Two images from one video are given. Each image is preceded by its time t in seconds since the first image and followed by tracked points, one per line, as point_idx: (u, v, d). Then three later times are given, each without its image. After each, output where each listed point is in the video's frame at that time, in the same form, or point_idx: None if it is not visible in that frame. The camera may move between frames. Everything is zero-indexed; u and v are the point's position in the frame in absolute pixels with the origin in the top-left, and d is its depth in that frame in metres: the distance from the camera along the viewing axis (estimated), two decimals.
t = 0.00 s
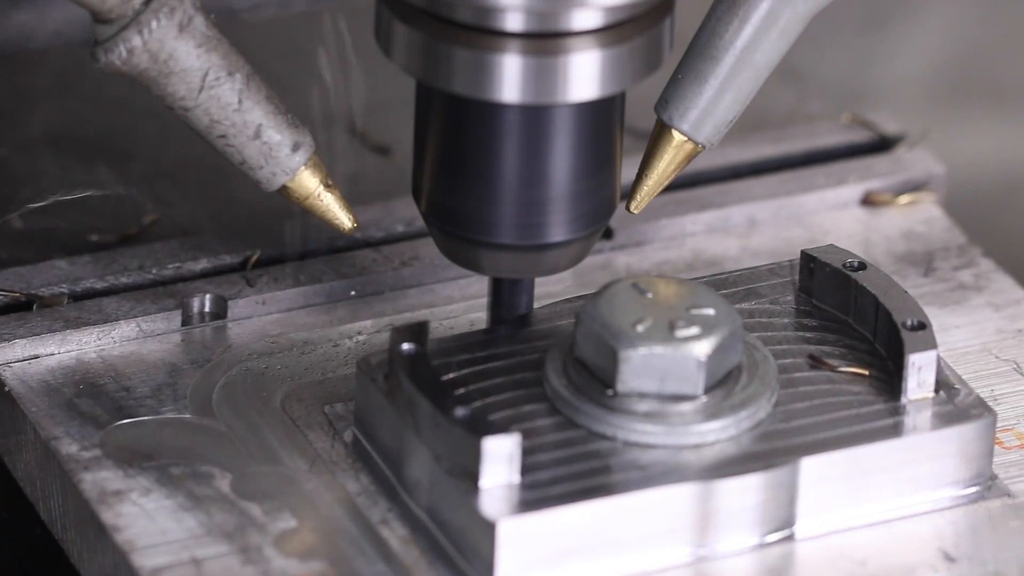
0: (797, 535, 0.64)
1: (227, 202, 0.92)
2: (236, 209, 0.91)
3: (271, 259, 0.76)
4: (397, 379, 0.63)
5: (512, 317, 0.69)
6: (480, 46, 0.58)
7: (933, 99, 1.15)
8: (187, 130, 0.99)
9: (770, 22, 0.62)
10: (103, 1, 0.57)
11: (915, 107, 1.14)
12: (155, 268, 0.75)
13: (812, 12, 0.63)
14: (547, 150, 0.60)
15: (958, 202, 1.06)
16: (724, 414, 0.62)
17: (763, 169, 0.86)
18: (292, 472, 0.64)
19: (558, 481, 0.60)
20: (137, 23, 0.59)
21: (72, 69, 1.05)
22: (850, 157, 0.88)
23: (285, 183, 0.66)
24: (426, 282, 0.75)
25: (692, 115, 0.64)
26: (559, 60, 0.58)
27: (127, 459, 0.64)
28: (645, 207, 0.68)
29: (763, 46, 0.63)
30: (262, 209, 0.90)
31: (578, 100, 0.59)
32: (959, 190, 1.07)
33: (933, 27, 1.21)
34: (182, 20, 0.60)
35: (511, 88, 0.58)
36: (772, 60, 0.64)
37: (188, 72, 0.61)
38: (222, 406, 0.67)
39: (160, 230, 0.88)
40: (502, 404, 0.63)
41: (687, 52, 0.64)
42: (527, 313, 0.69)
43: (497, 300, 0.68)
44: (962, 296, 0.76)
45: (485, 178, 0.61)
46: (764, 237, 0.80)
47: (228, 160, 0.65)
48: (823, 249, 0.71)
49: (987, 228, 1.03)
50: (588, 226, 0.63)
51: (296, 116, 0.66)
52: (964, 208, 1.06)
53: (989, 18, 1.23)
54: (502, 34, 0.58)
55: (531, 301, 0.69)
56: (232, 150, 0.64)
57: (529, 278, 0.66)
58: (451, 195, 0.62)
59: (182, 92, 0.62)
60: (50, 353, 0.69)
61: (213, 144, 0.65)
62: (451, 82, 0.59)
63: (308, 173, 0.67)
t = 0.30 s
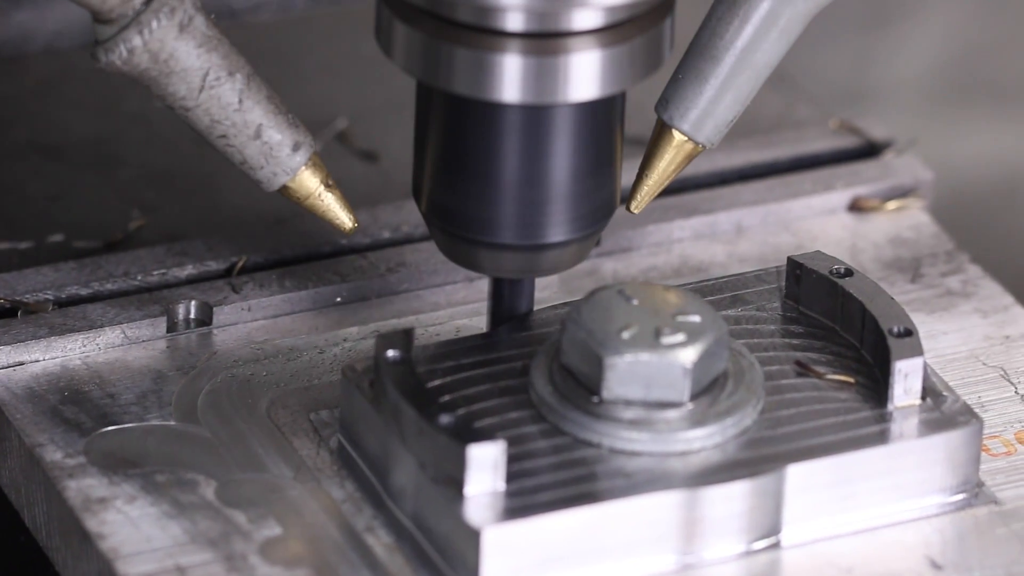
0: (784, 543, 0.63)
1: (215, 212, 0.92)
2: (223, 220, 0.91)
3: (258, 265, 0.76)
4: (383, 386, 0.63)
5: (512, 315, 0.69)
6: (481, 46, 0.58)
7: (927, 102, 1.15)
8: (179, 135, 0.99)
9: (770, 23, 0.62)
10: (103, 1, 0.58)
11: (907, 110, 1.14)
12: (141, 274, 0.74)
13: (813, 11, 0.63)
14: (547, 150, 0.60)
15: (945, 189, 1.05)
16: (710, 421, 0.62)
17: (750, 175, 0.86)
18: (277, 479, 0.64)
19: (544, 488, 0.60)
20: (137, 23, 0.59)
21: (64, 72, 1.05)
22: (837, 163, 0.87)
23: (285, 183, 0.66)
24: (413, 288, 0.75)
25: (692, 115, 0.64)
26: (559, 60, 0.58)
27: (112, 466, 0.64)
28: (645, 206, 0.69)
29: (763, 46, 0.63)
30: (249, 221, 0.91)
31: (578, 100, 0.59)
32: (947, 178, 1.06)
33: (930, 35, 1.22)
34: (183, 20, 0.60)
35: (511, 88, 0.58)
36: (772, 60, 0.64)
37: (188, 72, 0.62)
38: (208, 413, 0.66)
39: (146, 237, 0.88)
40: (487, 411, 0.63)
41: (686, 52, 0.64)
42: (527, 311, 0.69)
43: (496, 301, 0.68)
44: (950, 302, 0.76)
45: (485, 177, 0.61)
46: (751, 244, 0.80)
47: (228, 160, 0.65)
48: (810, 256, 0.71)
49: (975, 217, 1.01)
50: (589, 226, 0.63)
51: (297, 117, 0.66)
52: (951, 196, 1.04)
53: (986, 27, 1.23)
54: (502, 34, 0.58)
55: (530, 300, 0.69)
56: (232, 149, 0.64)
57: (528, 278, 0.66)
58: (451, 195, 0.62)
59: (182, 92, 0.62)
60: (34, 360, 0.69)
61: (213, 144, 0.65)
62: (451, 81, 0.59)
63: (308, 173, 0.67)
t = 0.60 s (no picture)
0: (776, 549, 0.63)
1: (206, 212, 0.91)
2: (215, 221, 0.91)
3: (250, 270, 0.76)
4: (375, 393, 0.63)
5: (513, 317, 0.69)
6: (481, 46, 0.58)
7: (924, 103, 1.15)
8: (175, 139, 0.99)
9: (770, 23, 0.62)
10: (104, 1, 0.57)
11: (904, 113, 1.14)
12: (133, 279, 0.74)
13: (812, 14, 0.63)
14: (547, 150, 0.61)
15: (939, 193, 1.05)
16: (702, 427, 0.62)
17: (743, 179, 0.86)
18: (269, 484, 0.63)
19: (535, 495, 0.60)
20: (137, 23, 0.59)
21: (61, 79, 1.06)
22: (830, 168, 0.87)
23: (285, 183, 0.66)
24: (405, 293, 0.75)
25: (692, 114, 0.64)
26: (561, 60, 0.58)
27: (103, 472, 0.63)
28: (646, 206, 0.69)
29: (763, 46, 0.63)
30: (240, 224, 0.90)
31: (579, 100, 0.59)
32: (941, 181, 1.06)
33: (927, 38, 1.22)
34: (183, 21, 0.60)
35: (512, 88, 0.58)
36: (772, 60, 0.64)
37: (188, 72, 0.61)
38: (199, 418, 0.66)
39: (137, 241, 0.88)
40: (477, 417, 0.63)
41: (687, 52, 0.64)
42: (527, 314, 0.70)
43: (498, 300, 0.69)
44: (943, 307, 0.76)
45: (486, 178, 0.61)
46: (744, 249, 0.80)
47: (228, 160, 0.65)
48: (803, 261, 0.70)
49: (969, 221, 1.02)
50: (590, 225, 0.63)
51: (297, 117, 0.66)
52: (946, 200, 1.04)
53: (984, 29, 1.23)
54: (502, 34, 0.58)
55: (531, 302, 0.69)
56: (232, 150, 0.64)
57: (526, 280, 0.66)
58: (451, 196, 0.62)
59: (182, 92, 0.62)
60: (26, 366, 0.69)
61: (214, 144, 0.65)
62: (450, 82, 0.59)
63: (309, 173, 0.67)
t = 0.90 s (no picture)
0: (757, 554, 0.63)
1: (192, 218, 0.91)
2: (197, 224, 0.91)
3: (232, 275, 0.76)
4: (355, 399, 0.63)
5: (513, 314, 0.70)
6: (481, 46, 0.59)
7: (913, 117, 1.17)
8: (165, 143, 0.99)
9: (771, 23, 0.62)
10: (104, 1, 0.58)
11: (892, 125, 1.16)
12: (114, 284, 0.74)
13: (814, 9, 0.63)
14: (547, 150, 0.61)
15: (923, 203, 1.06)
16: (683, 432, 0.62)
17: (726, 183, 0.86)
18: (249, 489, 0.63)
19: (515, 500, 0.60)
20: (138, 23, 0.59)
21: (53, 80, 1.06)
22: (813, 172, 0.87)
23: (285, 183, 0.66)
24: (386, 298, 0.75)
25: (692, 115, 0.64)
26: (564, 60, 0.59)
27: (82, 477, 0.63)
28: (647, 206, 0.68)
29: (765, 48, 0.63)
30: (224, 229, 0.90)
31: (581, 99, 0.60)
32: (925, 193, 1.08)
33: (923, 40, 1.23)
34: (184, 21, 0.61)
35: (512, 88, 0.59)
36: (772, 60, 0.63)
37: (188, 72, 0.62)
38: (179, 423, 0.66)
39: (120, 245, 0.87)
40: (458, 422, 0.63)
41: (682, 58, 0.64)
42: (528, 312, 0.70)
43: (497, 300, 0.69)
44: (925, 311, 0.76)
45: (486, 177, 0.62)
46: (726, 253, 0.80)
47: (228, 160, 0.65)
48: (785, 266, 0.70)
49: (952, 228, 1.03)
50: (591, 225, 0.64)
51: (297, 117, 0.66)
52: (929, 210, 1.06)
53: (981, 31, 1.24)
54: (502, 34, 0.59)
55: (532, 300, 0.70)
56: (231, 150, 0.64)
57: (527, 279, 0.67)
58: (452, 197, 0.63)
59: (183, 92, 0.62)
60: (6, 370, 0.69)
61: (213, 144, 0.65)
62: (451, 82, 0.60)
63: (309, 174, 0.66)
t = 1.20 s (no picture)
0: (737, 559, 0.63)
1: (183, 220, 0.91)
2: (179, 227, 0.91)
3: (213, 279, 0.76)
4: (335, 404, 0.63)
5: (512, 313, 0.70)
6: (481, 46, 0.58)
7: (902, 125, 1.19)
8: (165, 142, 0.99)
9: (771, 24, 0.62)
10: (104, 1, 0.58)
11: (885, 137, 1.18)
12: (94, 288, 0.74)
13: (814, 10, 0.63)
14: (547, 151, 0.61)
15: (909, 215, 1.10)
16: (663, 437, 0.62)
17: (708, 187, 0.86)
18: (228, 494, 0.63)
19: (494, 505, 0.60)
20: (137, 23, 0.59)
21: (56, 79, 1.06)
22: (796, 176, 0.87)
23: (285, 183, 0.66)
24: (367, 303, 0.74)
25: (692, 115, 0.64)
26: (563, 59, 0.59)
27: (61, 483, 0.63)
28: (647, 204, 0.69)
29: (765, 47, 0.63)
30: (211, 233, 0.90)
31: (580, 99, 0.60)
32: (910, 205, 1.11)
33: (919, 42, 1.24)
34: (184, 20, 0.61)
35: (512, 88, 0.59)
36: (773, 59, 0.64)
37: (187, 72, 0.62)
38: (158, 428, 0.66)
39: (101, 250, 0.87)
40: (438, 427, 0.63)
41: (685, 55, 0.64)
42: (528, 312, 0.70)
43: (497, 302, 0.69)
44: (907, 316, 0.76)
45: (486, 178, 0.62)
46: (708, 257, 0.80)
47: (228, 160, 0.65)
48: (765, 270, 0.70)
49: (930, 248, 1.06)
50: (591, 225, 0.64)
51: (297, 117, 0.66)
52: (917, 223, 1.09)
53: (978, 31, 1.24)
54: (502, 34, 0.59)
55: (531, 300, 0.70)
56: (231, 149, 0.64)
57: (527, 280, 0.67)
58: (452, 197, 0.63)
59: (182, 91, 0.62)
60: None
61: (213, 144, 0.65)
62: (451, 82, 0.60)
63: (308, 173, 0.67)
